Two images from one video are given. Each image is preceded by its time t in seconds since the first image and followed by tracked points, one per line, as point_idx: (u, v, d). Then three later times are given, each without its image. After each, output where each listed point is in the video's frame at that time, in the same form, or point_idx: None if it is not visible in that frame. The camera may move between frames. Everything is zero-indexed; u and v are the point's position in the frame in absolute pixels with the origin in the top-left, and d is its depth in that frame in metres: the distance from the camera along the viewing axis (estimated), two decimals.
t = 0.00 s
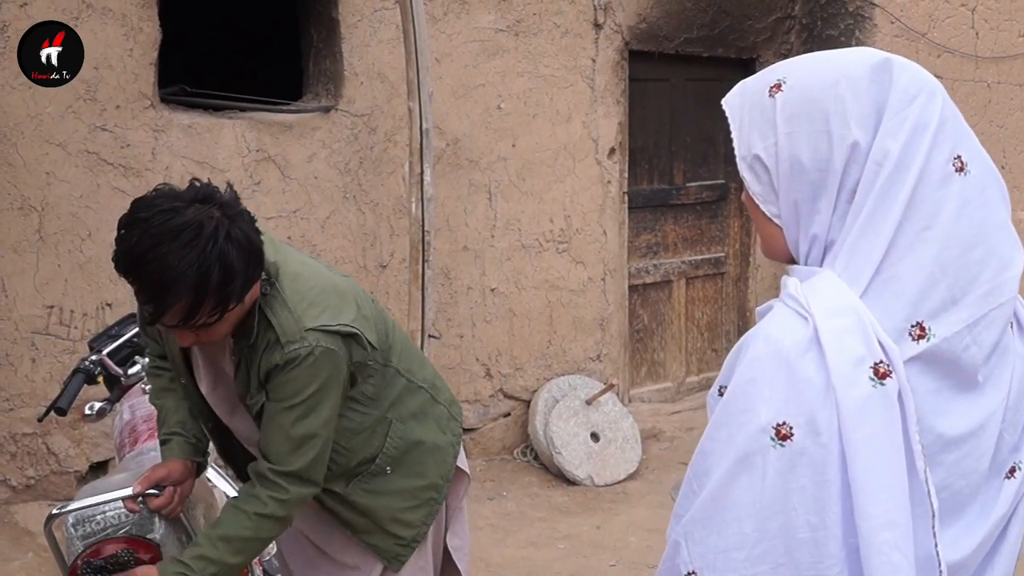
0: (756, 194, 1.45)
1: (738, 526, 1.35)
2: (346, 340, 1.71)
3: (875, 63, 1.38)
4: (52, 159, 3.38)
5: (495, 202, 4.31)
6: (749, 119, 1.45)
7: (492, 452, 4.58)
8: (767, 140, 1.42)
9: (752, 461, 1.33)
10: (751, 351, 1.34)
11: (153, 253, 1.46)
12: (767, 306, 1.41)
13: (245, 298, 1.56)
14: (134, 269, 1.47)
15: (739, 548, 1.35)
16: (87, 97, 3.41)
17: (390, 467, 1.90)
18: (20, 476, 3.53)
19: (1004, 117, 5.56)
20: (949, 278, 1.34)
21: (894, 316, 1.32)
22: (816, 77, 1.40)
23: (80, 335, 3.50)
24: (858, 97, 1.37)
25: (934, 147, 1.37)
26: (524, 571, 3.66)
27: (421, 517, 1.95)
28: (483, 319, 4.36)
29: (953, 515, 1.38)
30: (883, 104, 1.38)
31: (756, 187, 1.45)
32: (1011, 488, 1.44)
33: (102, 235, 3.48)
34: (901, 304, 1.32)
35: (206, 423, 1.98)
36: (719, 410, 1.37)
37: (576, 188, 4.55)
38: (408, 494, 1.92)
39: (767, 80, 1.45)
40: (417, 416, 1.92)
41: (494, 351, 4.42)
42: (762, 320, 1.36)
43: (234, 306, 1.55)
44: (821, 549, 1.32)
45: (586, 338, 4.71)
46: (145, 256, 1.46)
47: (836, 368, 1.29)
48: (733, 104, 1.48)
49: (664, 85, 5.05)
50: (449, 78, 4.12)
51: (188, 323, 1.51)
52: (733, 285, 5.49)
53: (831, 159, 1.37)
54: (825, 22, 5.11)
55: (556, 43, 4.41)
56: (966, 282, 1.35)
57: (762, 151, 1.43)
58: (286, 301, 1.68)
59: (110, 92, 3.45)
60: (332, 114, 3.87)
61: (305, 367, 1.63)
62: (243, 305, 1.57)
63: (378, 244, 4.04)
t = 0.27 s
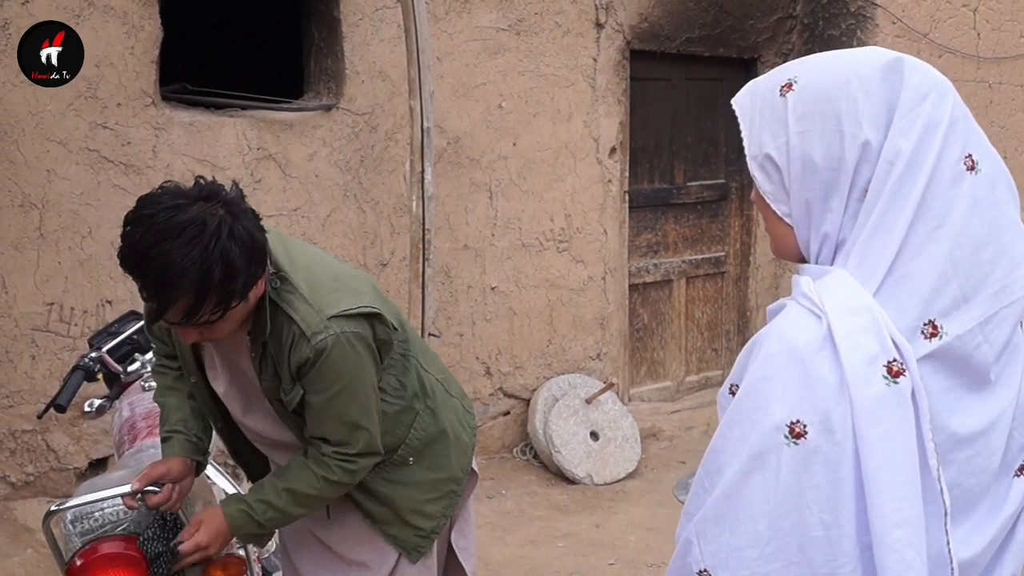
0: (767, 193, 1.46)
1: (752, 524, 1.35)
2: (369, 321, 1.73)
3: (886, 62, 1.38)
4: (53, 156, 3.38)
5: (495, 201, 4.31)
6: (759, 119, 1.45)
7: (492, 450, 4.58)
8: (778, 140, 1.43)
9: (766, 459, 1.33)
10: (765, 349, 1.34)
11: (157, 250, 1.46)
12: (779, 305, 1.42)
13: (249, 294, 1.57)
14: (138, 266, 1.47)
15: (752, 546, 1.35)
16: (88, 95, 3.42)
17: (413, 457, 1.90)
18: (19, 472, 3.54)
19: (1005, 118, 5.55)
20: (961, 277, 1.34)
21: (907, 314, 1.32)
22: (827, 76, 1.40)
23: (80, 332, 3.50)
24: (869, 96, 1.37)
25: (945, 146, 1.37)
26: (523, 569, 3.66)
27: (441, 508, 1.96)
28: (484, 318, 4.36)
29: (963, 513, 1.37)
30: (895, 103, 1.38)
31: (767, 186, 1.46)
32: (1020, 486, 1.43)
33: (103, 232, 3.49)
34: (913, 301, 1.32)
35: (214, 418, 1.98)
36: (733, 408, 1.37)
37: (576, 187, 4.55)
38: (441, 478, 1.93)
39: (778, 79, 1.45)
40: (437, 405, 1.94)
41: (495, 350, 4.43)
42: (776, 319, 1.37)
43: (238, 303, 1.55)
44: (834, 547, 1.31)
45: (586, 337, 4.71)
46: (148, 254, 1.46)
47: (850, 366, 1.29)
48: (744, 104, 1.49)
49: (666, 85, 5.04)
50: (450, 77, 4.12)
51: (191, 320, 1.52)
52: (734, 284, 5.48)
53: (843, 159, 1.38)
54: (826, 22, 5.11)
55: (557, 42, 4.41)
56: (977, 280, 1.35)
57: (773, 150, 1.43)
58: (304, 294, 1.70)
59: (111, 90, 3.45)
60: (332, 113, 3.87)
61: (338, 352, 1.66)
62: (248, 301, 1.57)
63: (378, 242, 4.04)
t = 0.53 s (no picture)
0: (781, 191, 1.45)
1: (770, 520, 1.35)
2: (373, 322, 1.72)
3: (899, 61, 1.39)
4: (58, 154, 3.38)
5: (499, 200, 4.31)
6: (773, 117, 1.45)
7: (496, 449, 4.57)
8: (793, 138, 1.43)
9: (784, 455, 1.32)
10: (781, 346, 1.34)
11: (154, 240, 1.47)
12: (795, 303, 1.41)
13: (244, 291, 1.56)
14: (135, 253, 1.49)
15: (770, 542, 1.35)
16: (93, 93, 3.42)
17: (421, 462, 1.90)
18: (23, 470, 3.54)
19: (1010, 118, 5.54)
20: (976, 274, 1.34)
21: (922, 312, 1.31)
22: (842, 75, 1.40)
23: (84, 330, 3.50)
24: (883, 95, 1.37)
25: (960, 144, 1.37)
26: (526, 568, 3.66)
27: (449, 512, 1.95)
28: (487, 317, 4.36)
29: (979, 509, 1.36)
30: (909, 101, 1.38)
31: (782, 184, 1.45)
32: None
33: (107, 230, 3.49)
34: (930, 297, 1.32)
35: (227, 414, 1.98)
36: (750, 405, 1.37)
37: (580, 186, 4.55)
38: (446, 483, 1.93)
39: (791, 78, 1.45)
40: (446, 409, 1.94)
41: (498, 348, 4.42)
42: (793, 316, 1.36)
43: (230, 299, 1.54)
44: (853, 543, 1.31)
45: (590, 336, 4.71)
46: (145, 242, 1.48)
47: (868, 363, 1.28)
48: (757, 103, 1.49)
49: (670, 84, 5.04)
50: (455, 75, 4.12)
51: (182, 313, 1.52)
52: (738, 283, 5.48)
53: (857, 156, 1.38)
54: (831, 21, 5.10)
55: (562, 40, 4.40)
56: (992, 278, 1.35)
57: (788, 149, 1.43)
58: (307, 289, 1.68)
59: (115, 88, 3.45)
60: (337, 111, 3.87)
61: (337, 349, 1.63)
62: (243, 298, 1.56)
63: (382, 240, 4.04)
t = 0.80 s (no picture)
0: (792, 191, 1.44)
1: (781, 517, 1.34)
2: (345, 309, 1.70)
3: (913, 62, 1.38)
4: (58, 153, 3.38)
5: (499, 200, 4.31)
6: (785, 117, 1.44)
7: (495, 450, 4.57)
8: (805, 138, 1.42)
9: (796, 451, 1.32)
10: (794, 343, 1.34)
11: (135, 191, 1.55)
12: (805, 300, 1.41)
13: (221, 249, 1.61)
14: (119, 205, 1.57)
15: (781, 538, 1.34)
16: (93, 92, 3.41)
17: (400, 462, 1.88)
18: (22, 469, 3.54)
19: (1010, 119, 5.54)
20: (987, 274, 1.34)
21: (935, 310, 1.32)
22: (855, 76, 1.40)
23: (84, 329, 3.50)
24: (897, 96, 1.37)
25: (973, 145, 1.37)
26: (525, 568, 3.66)
27: (425, 516, 1.93)
28: (487, 317, 4.36)
29: (988, 506, 1.37)
30: (922, 102, 1.38)
31: (793, 183, 1.44)
32: None
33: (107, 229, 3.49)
34: (942, 297, 1.32)
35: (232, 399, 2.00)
36: (760, 401, 1.36)
37: (580, 187, 4.55)
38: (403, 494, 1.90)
39: (804, 78, 1.44)
40: (437, 413, 1.93)
41: (498, 349, 4.42)
42: (805, 313, 1.36)
43: (206, 255, 1.60)
44: (864, 539, 1.31)
45: (589, 336, 4.71)
46: (128, 195, 1.56)
47: (880, 359, 1.29)
48: (769, 103, 1.48)
49: (670, 84, 5.04)
50: (455, 76, 4.12)
51: (161, 266, 1.58)
52: (738, 284, 5.48)
53: (870, 157, 1.37)
54: (831, 22, 5.11)
55: (562, 41, 4.40)
56: (1003, 278, 1.36)
57: (800, 148, 1.42)
58: (285, 261, 1.70)
59: (115, 87, 3.45)
60: (337, 111, 3.87)
61: (292, 323, 1.64)
62: (221, 256, 1.62)
63: (382, 240, 4.04)
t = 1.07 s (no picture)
0: (799, 190, 1.44)
1: (786, 511, 1.34)
2: (359, 265, 1.71)
3: (922, 64, 1.39)
4: (55, 155, 3.38)
5: (497, 201, 4.31)
6: (792, 117, 1.44)
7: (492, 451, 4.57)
8: (813, 137, 1.42)
9: (801, 446, 1.32)
10: (799, 338, 1.34)
11: (130, 132, 1.57)
12: (811, 296, 1.42)
13: (216, 192, 1.62)
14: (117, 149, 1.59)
15: (785, 532, 1.34)
16: (90, 93, 3.42)
17: (398, 455, 1.89)
18: (20, 471, 3.53)
19: (1008, 120, 5.55)
20: (992, 275, 1.35)
21: (940, 309, 1.32)
22: (863, 77, 1.40)
23: (81, 331, 3.50)
24: (905, 97, 1.38)
25: (980, 147, 1.38)
26: (522, 570, 3.66)
27: (414, 515, 1.93)
28: (484, 318, 4.36)
29: (989, 503, 1.37)
30: (930, 104, 1.38)
31: (799, 182, 1.44)
32: None
33: (104, 231, 3.48)
34: (947, 296, 1.33)
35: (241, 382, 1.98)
36: (765, 397, 1.36)
37: (578, 188, 4.55)
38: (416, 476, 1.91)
39: (812, 79, 1.44)
40: (440, 412, 1.93)
41: (495, 350, 4.43)
42: (810, 309, 1.37)
43: (198, 196, 1.60)
44: (867, 534, 1.31)
45: (587, 338, 4.71)
46: (124, 137, 1.58)
47: (885, 355, 1.29)
48: (777, 103, 1.48)
49: (669, 85, 5.04)
50: (453, 77, 4.12)
51: (156, 209, 1.59)
52: (736, 285, 5.48)
53: (877, 157, 1.38)
54: (829, 23, 5.12)
55: (560, 42, 4.41)
56: (1007, 280, 1.37)
57: (807, 147, 1.42)
58: (297, 221, 1.72)
59: (113, 89, 3.45)
60: (335, 113, 3.87)
61: (311, 280, 1.65)
62: (216, 198, 1.62)
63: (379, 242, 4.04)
